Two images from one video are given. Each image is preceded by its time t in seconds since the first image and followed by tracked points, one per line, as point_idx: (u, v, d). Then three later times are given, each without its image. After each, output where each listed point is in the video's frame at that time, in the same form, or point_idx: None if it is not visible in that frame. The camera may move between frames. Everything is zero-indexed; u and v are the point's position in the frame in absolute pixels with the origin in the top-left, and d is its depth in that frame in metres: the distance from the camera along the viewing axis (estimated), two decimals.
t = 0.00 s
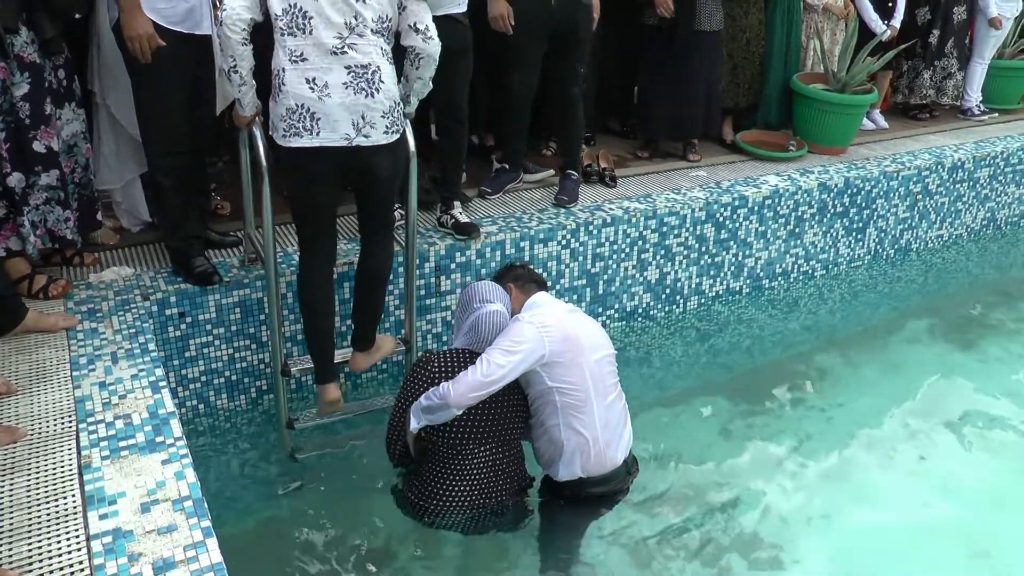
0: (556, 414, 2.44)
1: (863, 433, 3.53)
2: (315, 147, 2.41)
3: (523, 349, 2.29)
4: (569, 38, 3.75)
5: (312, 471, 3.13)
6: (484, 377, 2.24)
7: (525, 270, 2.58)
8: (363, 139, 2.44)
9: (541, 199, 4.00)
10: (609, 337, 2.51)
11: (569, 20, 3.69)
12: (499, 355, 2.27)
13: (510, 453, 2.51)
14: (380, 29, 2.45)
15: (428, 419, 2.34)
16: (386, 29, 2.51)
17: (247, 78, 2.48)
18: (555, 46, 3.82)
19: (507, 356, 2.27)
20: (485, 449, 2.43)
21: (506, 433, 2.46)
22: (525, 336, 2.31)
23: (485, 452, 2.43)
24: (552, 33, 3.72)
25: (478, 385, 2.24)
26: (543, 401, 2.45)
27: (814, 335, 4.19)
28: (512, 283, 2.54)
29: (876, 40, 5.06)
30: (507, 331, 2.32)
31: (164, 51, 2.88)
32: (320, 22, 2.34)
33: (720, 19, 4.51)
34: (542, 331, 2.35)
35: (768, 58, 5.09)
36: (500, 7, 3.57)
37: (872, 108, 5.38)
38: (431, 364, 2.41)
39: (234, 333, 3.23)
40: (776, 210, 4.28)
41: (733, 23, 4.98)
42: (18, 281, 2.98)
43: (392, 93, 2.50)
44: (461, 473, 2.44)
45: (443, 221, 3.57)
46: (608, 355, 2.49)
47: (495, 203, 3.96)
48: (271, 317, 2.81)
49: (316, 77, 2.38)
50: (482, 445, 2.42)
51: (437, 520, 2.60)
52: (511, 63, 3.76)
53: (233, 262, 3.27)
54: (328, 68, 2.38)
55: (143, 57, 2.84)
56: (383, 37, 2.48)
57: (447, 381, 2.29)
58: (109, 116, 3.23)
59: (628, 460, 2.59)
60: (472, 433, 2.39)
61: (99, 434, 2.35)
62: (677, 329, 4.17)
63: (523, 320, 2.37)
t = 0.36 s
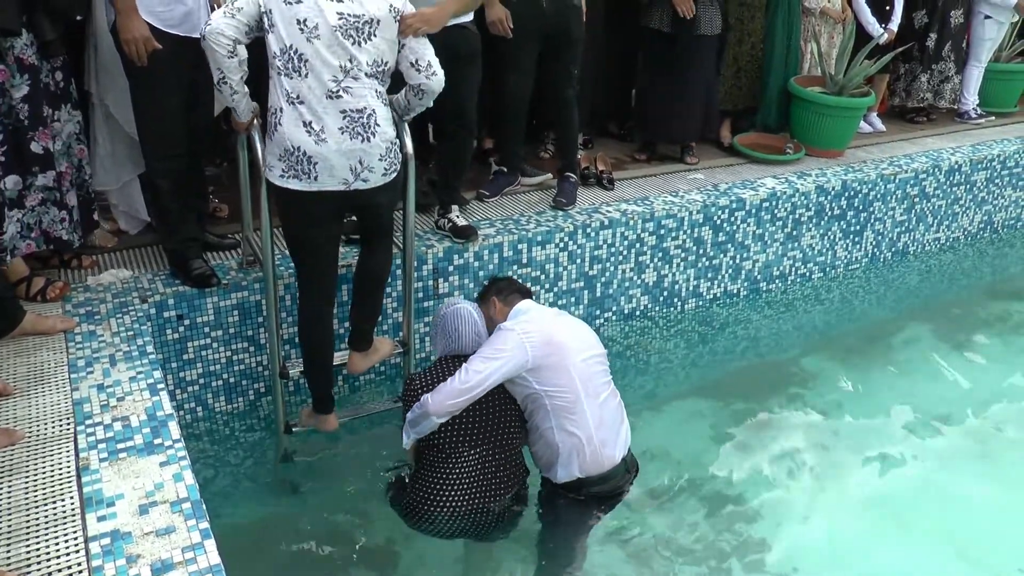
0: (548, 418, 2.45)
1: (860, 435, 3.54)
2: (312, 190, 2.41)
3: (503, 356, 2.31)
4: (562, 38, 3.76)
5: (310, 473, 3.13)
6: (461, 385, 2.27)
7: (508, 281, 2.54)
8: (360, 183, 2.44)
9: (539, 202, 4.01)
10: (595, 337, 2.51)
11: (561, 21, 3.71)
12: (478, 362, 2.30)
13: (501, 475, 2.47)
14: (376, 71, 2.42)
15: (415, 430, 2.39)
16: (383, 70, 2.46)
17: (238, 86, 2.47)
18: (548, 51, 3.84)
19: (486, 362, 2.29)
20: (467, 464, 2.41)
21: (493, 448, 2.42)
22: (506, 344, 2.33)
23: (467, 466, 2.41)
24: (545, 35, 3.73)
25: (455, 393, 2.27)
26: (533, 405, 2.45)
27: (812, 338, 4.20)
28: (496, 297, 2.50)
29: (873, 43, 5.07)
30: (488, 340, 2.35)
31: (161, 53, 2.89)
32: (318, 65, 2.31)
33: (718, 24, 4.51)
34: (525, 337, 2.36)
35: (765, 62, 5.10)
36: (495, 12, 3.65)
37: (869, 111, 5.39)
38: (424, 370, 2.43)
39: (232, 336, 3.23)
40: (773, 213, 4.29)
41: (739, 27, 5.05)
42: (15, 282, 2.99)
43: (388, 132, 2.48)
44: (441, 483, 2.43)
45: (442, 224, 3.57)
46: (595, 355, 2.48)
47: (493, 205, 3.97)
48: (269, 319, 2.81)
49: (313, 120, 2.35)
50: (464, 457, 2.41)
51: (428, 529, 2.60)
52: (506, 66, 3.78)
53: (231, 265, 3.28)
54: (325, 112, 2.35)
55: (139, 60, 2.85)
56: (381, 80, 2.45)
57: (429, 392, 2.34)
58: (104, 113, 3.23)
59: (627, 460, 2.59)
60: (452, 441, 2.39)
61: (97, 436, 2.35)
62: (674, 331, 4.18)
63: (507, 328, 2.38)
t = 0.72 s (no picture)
0: (540, 417, 2.45)
1: (858, 438, 3.54)
2: (304, 228, 2.38)
3: (496, 354, 2.33)
4: (556, 40, 3.77)
5: (308, 476, 3.13)
6: (454, 382, 2.30)
7: (523, 270, 2.52)
8: (355, 221, 2.42)
9: (537, 205, 4.01)
10: (594, 339, 2.50)
11: (555, 23, 3.72)
12: (471, 359, 2.32)
13: (494, 475, 2.47)
14: (371, 105, 2.38)
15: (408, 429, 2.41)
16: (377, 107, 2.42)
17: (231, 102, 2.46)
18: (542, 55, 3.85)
19: (479, 359, 2.31)
20: (457, 461, 2.41)
21: (485, 447, 2.43)
22: (501, 342, 2.34)
23: (458, 464, 2.42)
24: (540, 36, 3.74)
25: (445, 389, 2.30)
26: (526, 403, 2.46)
27: (810, 341, 4.20)
28: (507, 282, 2.51)
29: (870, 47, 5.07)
30: (484, 338, 2.37)
31: (160, 56, 2.89)
32: (312, 101, 2.27)
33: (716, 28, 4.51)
34: (518, 337, 2.36)
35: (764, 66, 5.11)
36: (489, 15, 3.63)
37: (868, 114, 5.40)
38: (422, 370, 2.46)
39: (231, 338, 3.23)
40: (772, 216, 4.29)
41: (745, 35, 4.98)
42: (14, 284, 2.98)
43: (381, 171, 2.44)
44: (432, 482, 2.44)
45: (441, 227, 3.58)
46: (591, 357, 2.47)
47: (492, 208, 3.97)
48: (268, 322, 2.81)
49: (306, 157, 2.32)
50: (455, 455, 2.42)
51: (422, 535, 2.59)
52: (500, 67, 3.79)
53: (230, 267, 3.28)
54: (319, 148, 2.32)
55: (138, 64, 2.85)
56: (376, 116, 2.41)
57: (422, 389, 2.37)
58: (105, 114, 3.23)
59: (626, 463, 2.58)
60: (443, 438, 2.41)
61: (96, 438, 2.36)
62: (673, 334, 4.18)
63: (504, 326, 2.40)
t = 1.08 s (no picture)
0: (538, 419, 2.45)
1: (857, 442, 3.55)
2: (298, 254, 2.39)
3: (500, 353, 2.33)
4: (552, 44, 3.74)
5: (307, 479, 3.13)
6: (457, 378, 2.29)
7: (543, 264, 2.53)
8: (349, 250, 2.42)
9: (537, 209, 4.01)
10: (594, 345, 2.51)
11: (549, 26, 3.71)
12: (474, 357, 2.32)
13: (491, 477, 2.46)
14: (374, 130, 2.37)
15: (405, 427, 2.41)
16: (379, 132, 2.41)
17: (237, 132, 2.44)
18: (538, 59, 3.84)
19: (483, 357, 2.32)
20: (453, 462, 2.41)
21: (479, 447, 2.43)
22: (506, 341, 2.35)
23: (453, 465, 2.41)
24: (536, 38, 3.73)
25: (447, 383, 2.28)
26: (525, 405, 2.46)
27: (810, 345, 4.21)
28: (524, 272, 2.50)
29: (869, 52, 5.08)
30: (488, 335, 2.36)
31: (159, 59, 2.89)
32: (315, 127, 2.26)
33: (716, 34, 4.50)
34: (524, 334, 2.37)
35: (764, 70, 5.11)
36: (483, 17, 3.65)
37: (867, 119, 5.40)
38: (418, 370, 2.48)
39: (230, 341, 3.23)
40: (771, 221, 4.30)
41: (748, 40, 4.96)
42: (14, 287, 2.97)
43: (381, 198, 2.45)
44: (428, 487, 2.43)
45: (439, 230, 3.57)
46: (591, 363, 2.49)
47: (491, 211, 3.97)
48: (267, 325, 2.81)
49: (307, 182, 2.32)
50: (450, 456, 2.41)
51: (425, 546, 2.56)
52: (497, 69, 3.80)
53: (229, 270, 3.28)
54: (321, 174, 2.31)
55: (137, 69, 2.84)
56: (378, 143, 2.41)
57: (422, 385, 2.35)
58: (109, 123, 3.25)
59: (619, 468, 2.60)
60: (436, 438, 2.41)
61: (95, 441, 2.36)
62: (671, 338, 4.18)
63: (508, 324, 2.40)
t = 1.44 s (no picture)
0: (533, 433, 2.45)
1: (860, 450, 3.54)
2: (302, 289, 2.39)
3: (496, 371, 2.30)
4: (555, 53, 3.75)
5: (309, 486, 3.13)
6: (448, 396, 2.30)
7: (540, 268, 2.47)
8: (353, 287, 2.41)
9: (540, 216, 4.01)
10: (594, 354, 2.47)
11: (552, 35, 3.72)
12: (468, 375, 2.31)
13: (493, 486, 2.46)
14: (382, 166, 2.36)
15: (403, 446, 2.41)
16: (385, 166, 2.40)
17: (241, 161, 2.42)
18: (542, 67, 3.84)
19: (477, 375, 2.30)
20: (454, 473, 2.41)
21: (478, 460, 2.43)
22: (501, 357, 2.31)
23: (452, 478, 2.42)
24: (539, 46, 3.74)
25: (437, 404, 2.32)
26: (520, 418, 2.45)
27: (813, 353, 4.21)
28: (523, 278, 2.43)
29: (871, 60, 5.08)
30: (484, 349, 2.33)
31: (162, 64, 2.90)
32: (325, 165, 2.25)
33: (721, 43, 4.55)
34: (520, 350, 2.33)
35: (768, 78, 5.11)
36: (478, 25, 3.80)
37: (870, 127, 5.41)
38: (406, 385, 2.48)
39: (232, 347, 3.23)
40: (774, 228, 4.30)
41: (749, 49, 4.96)
42: (19, 292, 2.99)
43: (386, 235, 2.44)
44: (430, 500, 2.44)
45: (442, 237, 3.57)
46: (589, 374, 2.46)
47: (494, 218, 3.98)
48: (270, 332, 2.81)
49: (314, 220, 2.31)
50: (449, 469, 2.41)
51: (430, 551, 2.58)
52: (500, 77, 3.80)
53: (232, 277, 3.28)
54: (328, 212, 2.31)
55: (139, 77, 2.86)
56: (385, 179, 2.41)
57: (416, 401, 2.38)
58: (109, 129, 3.26)
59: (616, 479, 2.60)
60: (434, 453, 2.41)
61: (97, 447, 2.36)
62: (674, 345, 4.18)
63: (506, 335, 2.35)
